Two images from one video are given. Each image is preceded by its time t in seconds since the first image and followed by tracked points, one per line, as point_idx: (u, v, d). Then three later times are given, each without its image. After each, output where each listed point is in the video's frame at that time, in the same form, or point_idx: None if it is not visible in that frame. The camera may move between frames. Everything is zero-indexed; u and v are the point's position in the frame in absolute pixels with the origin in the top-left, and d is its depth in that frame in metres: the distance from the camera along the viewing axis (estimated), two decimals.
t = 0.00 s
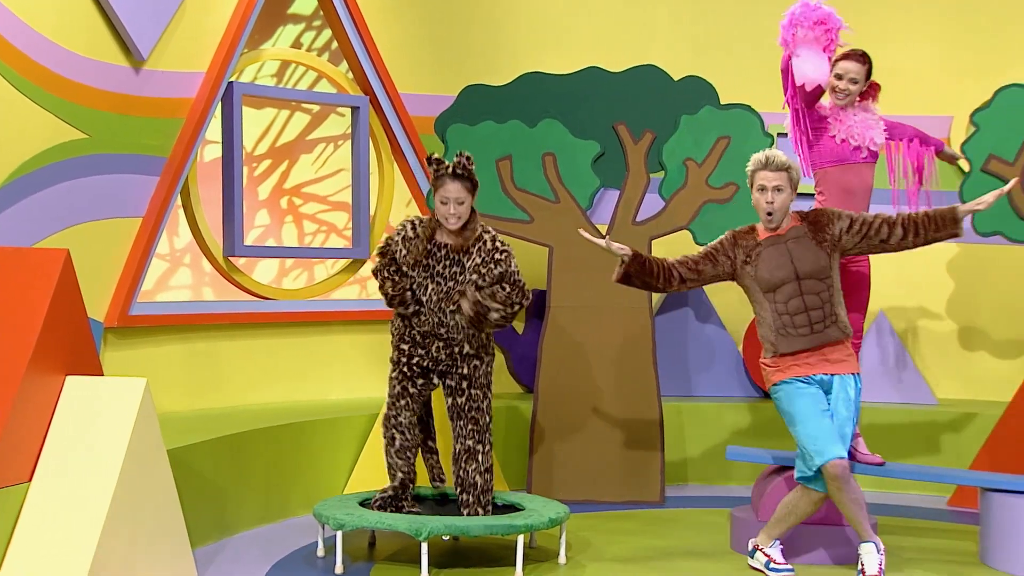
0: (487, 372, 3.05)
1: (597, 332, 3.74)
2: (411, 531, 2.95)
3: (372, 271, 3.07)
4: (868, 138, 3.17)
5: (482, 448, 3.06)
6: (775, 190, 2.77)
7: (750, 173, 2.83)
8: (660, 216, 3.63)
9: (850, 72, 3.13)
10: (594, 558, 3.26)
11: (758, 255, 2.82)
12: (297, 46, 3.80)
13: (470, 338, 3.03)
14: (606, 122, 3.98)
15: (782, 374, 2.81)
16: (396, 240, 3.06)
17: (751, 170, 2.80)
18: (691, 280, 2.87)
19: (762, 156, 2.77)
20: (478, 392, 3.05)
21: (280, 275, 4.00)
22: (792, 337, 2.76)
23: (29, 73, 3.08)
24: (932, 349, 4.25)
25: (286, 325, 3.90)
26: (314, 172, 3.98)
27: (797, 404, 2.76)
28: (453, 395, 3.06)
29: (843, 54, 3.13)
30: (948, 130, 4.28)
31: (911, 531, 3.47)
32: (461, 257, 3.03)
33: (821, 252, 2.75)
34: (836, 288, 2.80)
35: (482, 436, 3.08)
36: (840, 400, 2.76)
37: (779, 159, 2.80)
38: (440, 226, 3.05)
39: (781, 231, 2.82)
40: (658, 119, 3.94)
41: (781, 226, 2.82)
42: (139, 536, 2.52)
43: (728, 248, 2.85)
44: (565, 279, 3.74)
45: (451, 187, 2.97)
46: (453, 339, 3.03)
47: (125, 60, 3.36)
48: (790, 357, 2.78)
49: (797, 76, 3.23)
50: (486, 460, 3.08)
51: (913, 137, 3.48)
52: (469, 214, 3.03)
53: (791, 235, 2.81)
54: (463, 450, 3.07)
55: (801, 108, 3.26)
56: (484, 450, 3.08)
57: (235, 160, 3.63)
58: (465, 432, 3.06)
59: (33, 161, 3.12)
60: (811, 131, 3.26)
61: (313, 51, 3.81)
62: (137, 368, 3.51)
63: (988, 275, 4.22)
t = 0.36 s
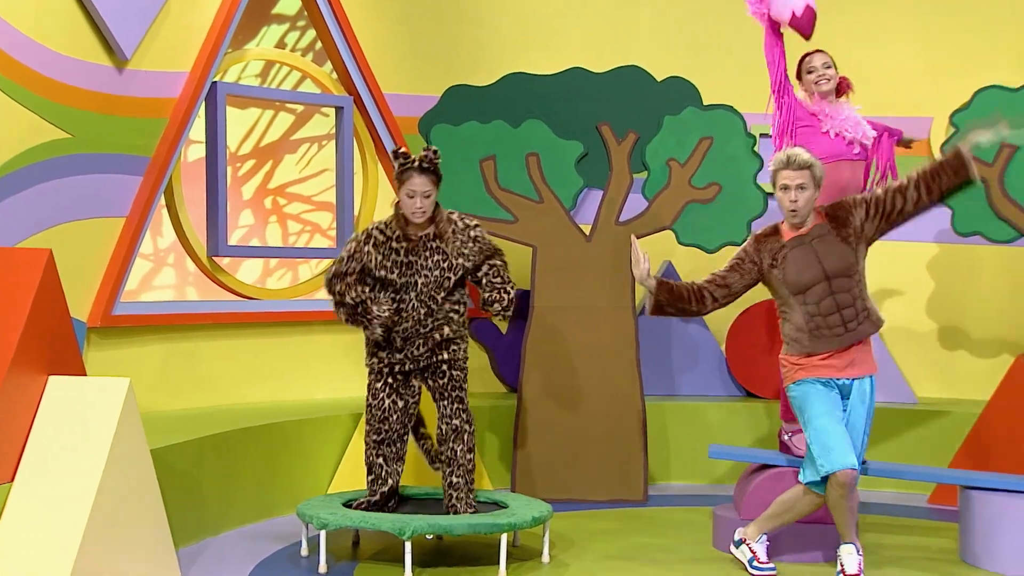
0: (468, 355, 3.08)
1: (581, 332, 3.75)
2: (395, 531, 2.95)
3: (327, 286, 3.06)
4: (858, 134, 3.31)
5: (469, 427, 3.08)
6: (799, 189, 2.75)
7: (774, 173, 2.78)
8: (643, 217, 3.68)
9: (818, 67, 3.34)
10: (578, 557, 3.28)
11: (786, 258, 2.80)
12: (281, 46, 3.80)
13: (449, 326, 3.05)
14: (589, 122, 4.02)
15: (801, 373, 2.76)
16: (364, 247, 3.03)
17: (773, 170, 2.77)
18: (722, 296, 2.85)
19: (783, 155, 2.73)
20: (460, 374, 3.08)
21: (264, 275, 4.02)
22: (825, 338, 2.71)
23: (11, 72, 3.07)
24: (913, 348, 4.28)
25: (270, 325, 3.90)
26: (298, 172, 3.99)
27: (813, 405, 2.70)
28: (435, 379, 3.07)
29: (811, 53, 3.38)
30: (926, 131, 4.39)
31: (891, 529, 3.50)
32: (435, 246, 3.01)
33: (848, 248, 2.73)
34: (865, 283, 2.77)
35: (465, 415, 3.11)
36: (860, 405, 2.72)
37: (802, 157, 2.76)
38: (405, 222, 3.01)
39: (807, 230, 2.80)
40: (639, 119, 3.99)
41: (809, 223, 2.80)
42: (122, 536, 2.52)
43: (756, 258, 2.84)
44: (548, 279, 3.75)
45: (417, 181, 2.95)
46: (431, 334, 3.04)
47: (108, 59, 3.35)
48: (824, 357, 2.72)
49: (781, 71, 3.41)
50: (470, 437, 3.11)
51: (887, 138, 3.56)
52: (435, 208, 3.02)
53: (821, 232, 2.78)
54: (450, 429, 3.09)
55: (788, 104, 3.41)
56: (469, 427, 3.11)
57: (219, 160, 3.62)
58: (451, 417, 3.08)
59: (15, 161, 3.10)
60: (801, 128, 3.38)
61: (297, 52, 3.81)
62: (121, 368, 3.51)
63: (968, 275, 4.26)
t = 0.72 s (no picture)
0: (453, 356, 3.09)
1: (560, 331, 3.81)
2: (375, 527, 2.98)
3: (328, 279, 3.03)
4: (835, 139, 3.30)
5: (448, 431, 3.11)
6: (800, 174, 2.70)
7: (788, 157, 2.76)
8: (620, 218, 3.71)
9: (796, 74, 3.33)
10: (556, 553, 3.33)
11: (799, 243, 2.76)
12: (263, 48, 3.84)
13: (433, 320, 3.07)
14: (567, 125, 4.09)
15: (805, 358, 2.76)
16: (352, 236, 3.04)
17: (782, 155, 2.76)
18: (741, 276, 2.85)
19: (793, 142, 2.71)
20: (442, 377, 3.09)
21: (246, 275, 4.05)
22: (827, 323, 2.69)
23: None
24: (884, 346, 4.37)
25: (252, 325, 3.95)
26: (281, 172, 4.03)
27: (805, 388, 2.74)
28: (418, 382, 3.08)
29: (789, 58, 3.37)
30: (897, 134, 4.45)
31: (862, 525, 3.58)
32: (421, 237, 3.06)
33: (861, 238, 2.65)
34: (879, 273, 2.69)
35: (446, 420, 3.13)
36: (859, 382, 2.65)
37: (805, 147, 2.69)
38: (392, 211, 3.07)
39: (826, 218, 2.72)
40: (615, 121, 4.06)
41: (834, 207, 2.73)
42: (104, 532, 2.55)
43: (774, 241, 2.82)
44: (527, 279, 3.81)
45: (405, 171, 3.00)
46: (414, 330, 3.06)
47: (90, 61, 3.38)
48: (822, 343, 2.70)
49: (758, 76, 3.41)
50: (449, 442, 3.13)
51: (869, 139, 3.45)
52: (420, 201, 3.06)
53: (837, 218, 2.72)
54: (431, 434, 3.11)
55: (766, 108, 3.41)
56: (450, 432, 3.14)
57: (202, 160, 3.66)
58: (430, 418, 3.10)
59: None
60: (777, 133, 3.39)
61: (278, 54, 3.85)
62: (103, 367, 3.54)
63: (938, 275, 4.35)
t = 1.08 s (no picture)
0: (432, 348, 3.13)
1: (538, 330, 3.87)
2: (355, 522, 3.02)
3: (305, 275, 3.08)
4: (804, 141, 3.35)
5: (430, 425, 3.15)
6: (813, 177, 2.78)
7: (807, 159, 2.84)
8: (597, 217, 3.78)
9: (785, 80, 3.34)
10: (533, 547, 3.40)
11: (809, 249, 2.83)
12: (245, 50, 3.90)
13: (412, 317, 3.10)
14: (545, 127, 4.15)
15: (810, 356, 2.85)
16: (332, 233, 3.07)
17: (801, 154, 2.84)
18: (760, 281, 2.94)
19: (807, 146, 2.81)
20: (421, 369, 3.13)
21: (228, 274, 4.10)
22: (831, 327, 2.76)
23: None
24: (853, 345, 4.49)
25: (234, 323, 4.00)
26: (262, 173, 4.09)
27: (806, 382, 2.84)
28: (396, 375, 3.12)
29: (771, 60, 3.35)
30: (868, 136, 4.56)
31: (834, 519, 3.66)
32: (401, 236, 3.08)
33: (863, 246, 2.69)
34: (884, 282, 2.72)
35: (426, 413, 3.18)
36: (854, 387, 2.72)
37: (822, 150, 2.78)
38: (374, 208, 3.08)
39: (840, 221, 2.79)
40: (593, 123, 4.12)
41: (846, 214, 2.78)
42: (86, 528, 2.61)
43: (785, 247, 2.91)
44: (506, 278, 3.87)
45: (386, 171, 3.02)
46: (393, 321, 3.08)
47: (73, 63, 3.43)
48: (824, 345, 2.78)
49: (742, 76, 3.35)
50: (431, 435, 3.19)
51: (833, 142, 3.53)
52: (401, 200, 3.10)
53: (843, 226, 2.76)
54: (411, 427, 3.16)
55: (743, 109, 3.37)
56: (430, 425, 3.20)
57: (184, 161, 3.71)
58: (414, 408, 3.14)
59: None
60: (750, 134, 3.38)
61: (261, 56, 3.92)
62: (85, 365, 3.58)
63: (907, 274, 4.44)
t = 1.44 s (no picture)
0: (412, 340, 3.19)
1: (521, 328, 3.94)
2: (340, 517, 3.07)
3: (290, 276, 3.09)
4: (784, 158, 3.50)
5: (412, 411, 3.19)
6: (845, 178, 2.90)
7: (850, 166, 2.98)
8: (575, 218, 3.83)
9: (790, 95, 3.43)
10: (514, 540, 3.47)
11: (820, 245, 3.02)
12: (230, 52, 3.95)
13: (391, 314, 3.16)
14: (526, 127, 4.20)
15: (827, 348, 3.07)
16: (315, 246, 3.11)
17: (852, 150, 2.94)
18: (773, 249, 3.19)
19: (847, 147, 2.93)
20: (403, 361, 3.18)
21: (214, 273, 4.15)
22: (835, 330, 2.97)
23: None
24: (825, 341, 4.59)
25: (219, 321, 4.06)
26: (247, 173, 4.14)
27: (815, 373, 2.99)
28: (380, 365, 3.18)
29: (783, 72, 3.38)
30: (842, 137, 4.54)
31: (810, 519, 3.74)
32: (379, 236, 3.15)
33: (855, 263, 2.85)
34: (874, 297, 2.87)
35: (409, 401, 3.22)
36: (859, 391, 2.88)
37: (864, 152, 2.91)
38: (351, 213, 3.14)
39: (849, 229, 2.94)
40: (573, 124, 4.16)
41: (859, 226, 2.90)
42: (71, 523, 2.66)
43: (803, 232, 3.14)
44: (488, 277, 3.94)
45: (357, 173, 3.07)
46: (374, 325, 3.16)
47: (60, 64, 3.47)
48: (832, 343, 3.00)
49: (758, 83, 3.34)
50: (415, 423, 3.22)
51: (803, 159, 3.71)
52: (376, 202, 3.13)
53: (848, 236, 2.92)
54: (395, 416, 3.20)
55: (747, 113, 3.41)
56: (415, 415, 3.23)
57: (170, 161, 3.76)
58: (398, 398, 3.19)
59: None
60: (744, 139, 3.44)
61: (245, 58, 3.97)
62: (70, 363, 3.62)
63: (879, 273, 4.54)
